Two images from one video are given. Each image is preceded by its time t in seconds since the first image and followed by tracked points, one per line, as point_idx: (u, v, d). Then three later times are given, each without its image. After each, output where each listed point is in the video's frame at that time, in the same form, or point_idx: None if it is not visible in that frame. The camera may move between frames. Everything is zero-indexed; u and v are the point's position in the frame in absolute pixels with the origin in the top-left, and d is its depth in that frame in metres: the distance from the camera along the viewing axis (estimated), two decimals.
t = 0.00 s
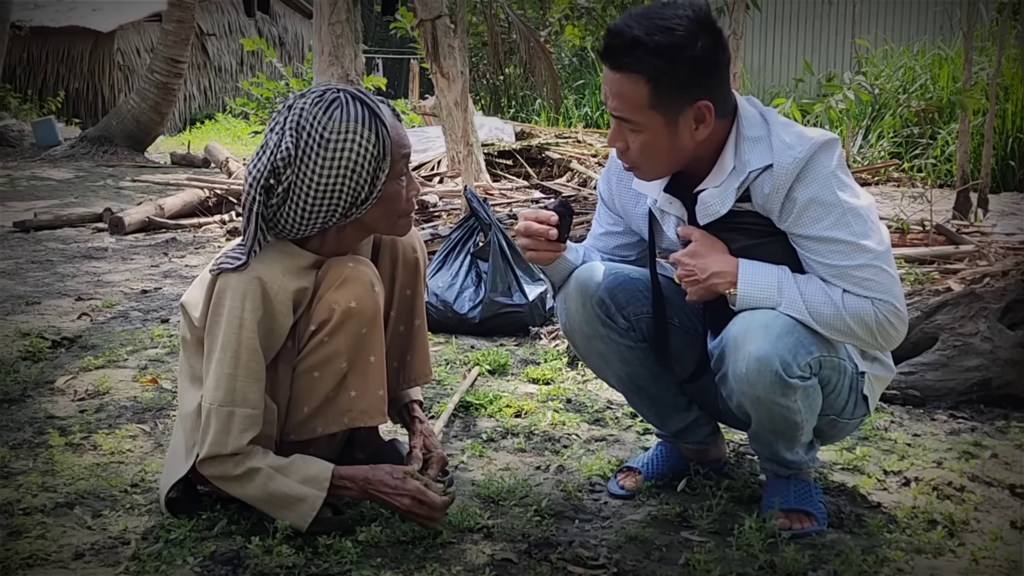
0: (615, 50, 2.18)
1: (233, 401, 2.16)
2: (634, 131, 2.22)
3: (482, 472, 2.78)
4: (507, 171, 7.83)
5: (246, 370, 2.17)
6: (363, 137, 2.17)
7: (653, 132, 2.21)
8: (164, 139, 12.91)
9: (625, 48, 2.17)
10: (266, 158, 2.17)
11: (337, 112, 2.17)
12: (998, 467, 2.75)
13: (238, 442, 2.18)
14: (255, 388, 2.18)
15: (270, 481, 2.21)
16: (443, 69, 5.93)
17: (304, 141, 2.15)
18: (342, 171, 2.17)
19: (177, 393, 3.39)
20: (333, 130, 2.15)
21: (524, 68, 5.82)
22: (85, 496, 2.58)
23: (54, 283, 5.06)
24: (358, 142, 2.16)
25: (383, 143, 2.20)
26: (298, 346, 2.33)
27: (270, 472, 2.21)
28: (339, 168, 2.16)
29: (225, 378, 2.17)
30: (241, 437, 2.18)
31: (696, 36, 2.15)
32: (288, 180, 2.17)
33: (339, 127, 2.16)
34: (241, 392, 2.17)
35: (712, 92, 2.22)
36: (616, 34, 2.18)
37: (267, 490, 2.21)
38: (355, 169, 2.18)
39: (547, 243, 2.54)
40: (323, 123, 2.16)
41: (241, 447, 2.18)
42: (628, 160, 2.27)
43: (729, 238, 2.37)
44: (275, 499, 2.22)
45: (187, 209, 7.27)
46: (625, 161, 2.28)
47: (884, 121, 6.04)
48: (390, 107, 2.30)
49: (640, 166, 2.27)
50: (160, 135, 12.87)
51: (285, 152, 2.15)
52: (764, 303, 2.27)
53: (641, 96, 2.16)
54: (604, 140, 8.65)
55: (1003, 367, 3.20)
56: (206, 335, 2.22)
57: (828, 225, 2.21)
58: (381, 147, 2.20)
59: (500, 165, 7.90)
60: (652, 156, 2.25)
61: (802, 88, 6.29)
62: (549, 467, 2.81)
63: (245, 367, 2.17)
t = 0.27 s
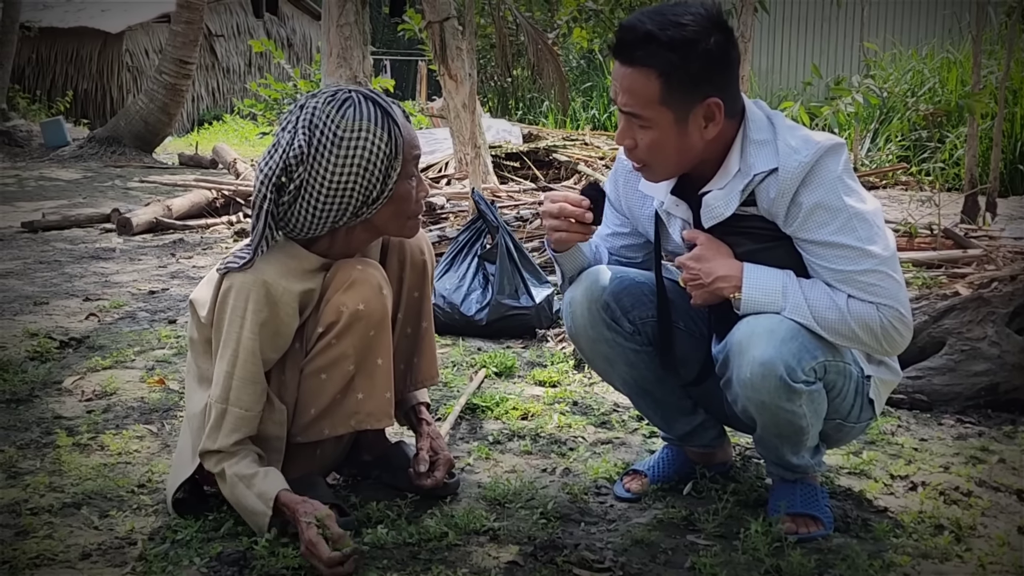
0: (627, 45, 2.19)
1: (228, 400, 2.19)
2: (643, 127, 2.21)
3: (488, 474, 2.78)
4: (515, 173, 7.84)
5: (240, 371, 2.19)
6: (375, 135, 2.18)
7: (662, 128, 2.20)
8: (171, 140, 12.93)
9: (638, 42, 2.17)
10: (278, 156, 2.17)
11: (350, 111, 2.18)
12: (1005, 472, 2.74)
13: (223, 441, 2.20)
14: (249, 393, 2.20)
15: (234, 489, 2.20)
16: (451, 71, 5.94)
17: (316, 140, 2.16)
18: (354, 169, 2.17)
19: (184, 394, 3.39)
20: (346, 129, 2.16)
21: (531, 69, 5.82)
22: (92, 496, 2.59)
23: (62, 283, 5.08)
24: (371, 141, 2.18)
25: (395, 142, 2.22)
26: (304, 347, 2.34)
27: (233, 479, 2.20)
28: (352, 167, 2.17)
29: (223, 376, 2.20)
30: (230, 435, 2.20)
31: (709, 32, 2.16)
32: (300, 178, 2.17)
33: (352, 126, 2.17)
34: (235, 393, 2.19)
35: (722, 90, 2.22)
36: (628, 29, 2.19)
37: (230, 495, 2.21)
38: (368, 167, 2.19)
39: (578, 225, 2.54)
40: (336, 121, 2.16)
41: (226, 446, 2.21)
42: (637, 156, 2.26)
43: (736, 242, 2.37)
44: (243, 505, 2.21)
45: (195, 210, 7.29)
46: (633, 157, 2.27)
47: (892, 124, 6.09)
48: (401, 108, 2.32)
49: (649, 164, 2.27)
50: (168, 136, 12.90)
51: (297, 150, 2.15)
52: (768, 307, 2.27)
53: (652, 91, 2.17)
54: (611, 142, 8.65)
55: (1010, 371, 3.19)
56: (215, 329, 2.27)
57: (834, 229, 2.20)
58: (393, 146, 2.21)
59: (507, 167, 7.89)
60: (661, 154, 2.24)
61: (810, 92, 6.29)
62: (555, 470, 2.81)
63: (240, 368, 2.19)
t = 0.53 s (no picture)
0: (632, 42, 2.19)
1: (241, 398, 2.23)
2: (648, 126, 2.21)
3: (493, 475, 2.78)
4: (521, 174, 7.86)
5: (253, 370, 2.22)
6: (406, 134, 2.21)
7: (667, 127, 2.20)
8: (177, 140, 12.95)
9: (643, 40, 2.18)
10: (313, 147, 2.14)
11: (383, 109, 2.20)
12: (1011, 475, 2.74)
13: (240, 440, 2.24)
14: (263, 389, 2.22)
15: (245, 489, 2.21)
16: (457, 72, 5.95)
17: (353, 134, 2.16)
18: (387, 167, 2.19)
19: (190, 393, 3.40)
20: (381, 125, 2.18)
21: (538, 70, 5.82)
22: (97, 495, 2.59)
23: (69, 282, 5.09)
24: (403, 140, 2.21)
25: (421, 143, 2.26)
26: (310, 346, 2.33)
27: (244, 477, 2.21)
28: (385, 163, 2.19)
29: (235, 375, 2.23)
30: (246, 433, 2.23)
31: (714, 31, 2.16)
32: (332, 171, 2.16)
33: (387, 123, 2.19)
34: (248, 390, 2.22)
35: (727, 90, 2.22)
36: (634, 27, 2.19)
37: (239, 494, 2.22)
38: (398, 165, 2.21)
39: (572, 234, 2.54)
40: (371, 117, 2.18)
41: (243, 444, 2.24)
42: (642, 155, 2.26)
43: (742, 243, 2.37)
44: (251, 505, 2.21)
45: (201, 209, 7.30)
46: (638, 157, 2.27)
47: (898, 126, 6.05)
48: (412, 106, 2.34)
49: (654, 163, 2.27)
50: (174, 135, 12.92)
51: (334, 142, 2.14)
52: (774, 309, 2.27)
53: (657, 89, 2.17)
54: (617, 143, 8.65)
55: (1016, 374, 3.19)
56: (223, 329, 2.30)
57: (840, 231, 2.20)
58: (419, 146, 2.25)
59: (513, 168, 7.91)
60: (666, 153, 2.24)
61: (817, 93, 6.28)
62: (561, 471, 2.81)
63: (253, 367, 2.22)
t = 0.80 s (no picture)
0: (635, 40, 2.19)
1: (282, 387, 2.23)
2: (650, 124, 2.21)
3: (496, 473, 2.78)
4: (525, 172, 7.88)
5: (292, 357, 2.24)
6: (423, 132, 2.23)
7: (670, 125, 2.20)
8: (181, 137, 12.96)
9: (645, 38, 2.18)
10: (335, 142, 2.13)
11: (400, 105, 2.21)
12: (1015, 476, 2.74)
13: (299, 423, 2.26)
14: (302, 372, 2.25)
15: (332, 458, 2.30)
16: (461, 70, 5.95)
17: (374, 130, 2.16)
18: (406, 164, 2.20)
19: (193, 390, 3.40)
20: (401, 122, 2.19)
21: (542, 68, 5.82)
22: (101, 491, 2.59)
23: (73, 278, 5.09)
24: (420, 137, 2.22)
25: (436, 140, 2.27)
26: (319, 344, 2.34)
27: (332, 445, 2.30)
28: (405, 159, 2.19)
29: (268, 367, 2.22)
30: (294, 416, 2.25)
31: (717, 29, 2.16)
32: (354, 167, 2.16)
33: (405, 119, 2.20)
34: (286, 378, 2.23)
35: (730, 88, 2.21)
36: (636, 25, 2.19)
37: (332, 462, 2.30)
38: (416, 161, 2.22)
39: (569, 235, 2.54)
40: (391, 114, 2.18)
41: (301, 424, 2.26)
42: (646, 154, 2.26)
43: (746, 242, 2.36)
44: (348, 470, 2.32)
45: (205, 206, 7.31)
46: (642, 155, 2.27)
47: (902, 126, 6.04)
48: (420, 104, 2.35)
49: (657, 161, 2.27)
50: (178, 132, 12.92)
51: (357, 138, 2.14)
52: (778, 309, 2.27)
53: (659, 87, 2.16)
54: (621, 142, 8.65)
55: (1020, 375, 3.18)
56: (239, 325, 2.26)
57: (845, 231, 2.20)
58: (434, 143, 2.26)
59: (517, 166, 7.93)
60: (668, 151, 2.24)
61: (822, 93, 6.27)
62: (564, 469, 2.81)
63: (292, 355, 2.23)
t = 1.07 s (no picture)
0: (637, 38, 2.18)
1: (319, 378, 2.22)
2: (654, 122, 2.21)
3: (498, 470, 2.78)
4: (527, 170, 7.88)
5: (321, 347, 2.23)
6: (433, 129, 2.22)
7: (673, 124, 2.20)
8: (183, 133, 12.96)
9: (647, 36, 2.17)
10: (345, 139, 2.13)
11: (411, 102, 2.20)
12: (1017, 475, 2.73)
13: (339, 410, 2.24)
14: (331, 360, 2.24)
15: (382, 437, 2.28)
16: (464, 67, 5.95)
17: (384, 126, 2.16)
18: (415, 161, 2.20)
19: (195, 385, 3.40)
20: (412, 119, 2.18)
21: (545, 65, 5.81)
22: (102, 487, 2.59)
23: (75, 274, 5.09)
24: (430, 135, 2.21)
25: (445, 137, 2.26)
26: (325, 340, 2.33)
27: (371, 433, 2.28)
28: (415, 155, 2.19)
29: (293, 358, 2.21)
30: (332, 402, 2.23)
31: (720, 27, 2.15)
32: (365, 163, 2.15)
33: (416, 116, 2.19)
34: (315, 366, 2.22)
35: (733, 85, 2.21)
36: (638, 23, 2.18)
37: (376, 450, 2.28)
38: (425, 158, 2.21)
39: (557, 239, 2.54)
40: (401, 110, 2.18)
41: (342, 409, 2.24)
42: (649, 152, 2.26)
43: (750, 240, 2.36)
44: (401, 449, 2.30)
45: (207, 202, 7.31)
46: (645, 153, 2.27)
47: (907, 124, 6.07)
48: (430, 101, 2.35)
49: (660, 159, 2.26)
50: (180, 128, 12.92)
51: (367, 134, 2.13)
52: (781, 306, 2.26)
53: (663, 85, 2.16)
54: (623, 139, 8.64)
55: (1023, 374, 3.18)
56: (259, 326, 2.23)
57: (848, 229, 2.19)
58: (443, 141, 2.26)
59: (519, 163, 7.93)
60: (672, 149, 2.24)
61: (825, 91, 6.26)
62: (566, 467, 2.81)
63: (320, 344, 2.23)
